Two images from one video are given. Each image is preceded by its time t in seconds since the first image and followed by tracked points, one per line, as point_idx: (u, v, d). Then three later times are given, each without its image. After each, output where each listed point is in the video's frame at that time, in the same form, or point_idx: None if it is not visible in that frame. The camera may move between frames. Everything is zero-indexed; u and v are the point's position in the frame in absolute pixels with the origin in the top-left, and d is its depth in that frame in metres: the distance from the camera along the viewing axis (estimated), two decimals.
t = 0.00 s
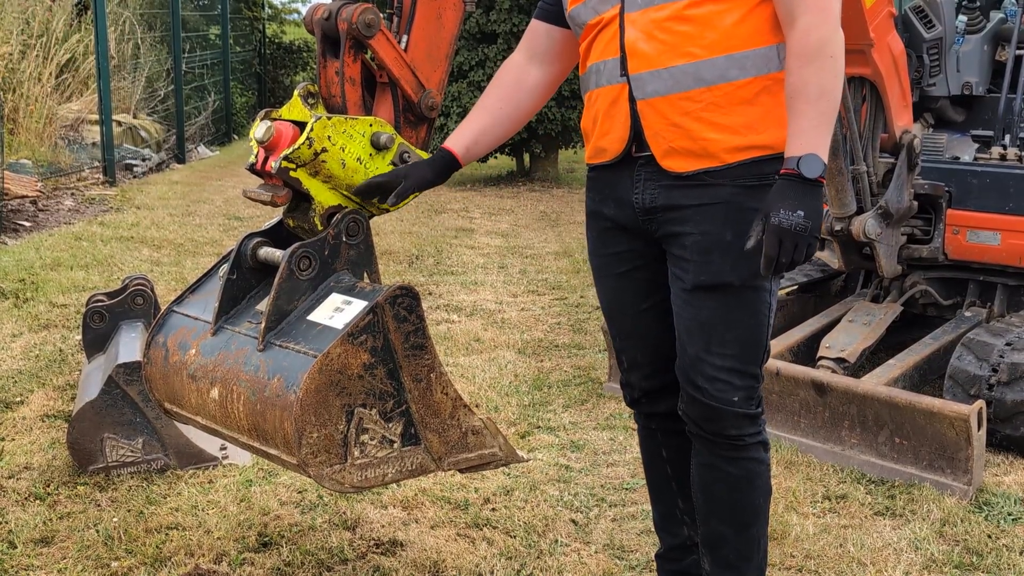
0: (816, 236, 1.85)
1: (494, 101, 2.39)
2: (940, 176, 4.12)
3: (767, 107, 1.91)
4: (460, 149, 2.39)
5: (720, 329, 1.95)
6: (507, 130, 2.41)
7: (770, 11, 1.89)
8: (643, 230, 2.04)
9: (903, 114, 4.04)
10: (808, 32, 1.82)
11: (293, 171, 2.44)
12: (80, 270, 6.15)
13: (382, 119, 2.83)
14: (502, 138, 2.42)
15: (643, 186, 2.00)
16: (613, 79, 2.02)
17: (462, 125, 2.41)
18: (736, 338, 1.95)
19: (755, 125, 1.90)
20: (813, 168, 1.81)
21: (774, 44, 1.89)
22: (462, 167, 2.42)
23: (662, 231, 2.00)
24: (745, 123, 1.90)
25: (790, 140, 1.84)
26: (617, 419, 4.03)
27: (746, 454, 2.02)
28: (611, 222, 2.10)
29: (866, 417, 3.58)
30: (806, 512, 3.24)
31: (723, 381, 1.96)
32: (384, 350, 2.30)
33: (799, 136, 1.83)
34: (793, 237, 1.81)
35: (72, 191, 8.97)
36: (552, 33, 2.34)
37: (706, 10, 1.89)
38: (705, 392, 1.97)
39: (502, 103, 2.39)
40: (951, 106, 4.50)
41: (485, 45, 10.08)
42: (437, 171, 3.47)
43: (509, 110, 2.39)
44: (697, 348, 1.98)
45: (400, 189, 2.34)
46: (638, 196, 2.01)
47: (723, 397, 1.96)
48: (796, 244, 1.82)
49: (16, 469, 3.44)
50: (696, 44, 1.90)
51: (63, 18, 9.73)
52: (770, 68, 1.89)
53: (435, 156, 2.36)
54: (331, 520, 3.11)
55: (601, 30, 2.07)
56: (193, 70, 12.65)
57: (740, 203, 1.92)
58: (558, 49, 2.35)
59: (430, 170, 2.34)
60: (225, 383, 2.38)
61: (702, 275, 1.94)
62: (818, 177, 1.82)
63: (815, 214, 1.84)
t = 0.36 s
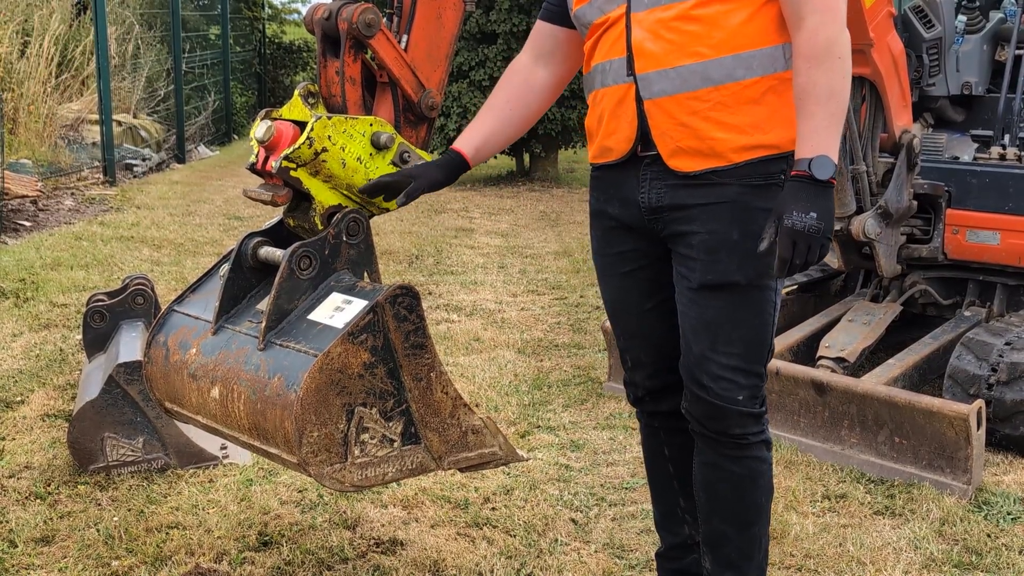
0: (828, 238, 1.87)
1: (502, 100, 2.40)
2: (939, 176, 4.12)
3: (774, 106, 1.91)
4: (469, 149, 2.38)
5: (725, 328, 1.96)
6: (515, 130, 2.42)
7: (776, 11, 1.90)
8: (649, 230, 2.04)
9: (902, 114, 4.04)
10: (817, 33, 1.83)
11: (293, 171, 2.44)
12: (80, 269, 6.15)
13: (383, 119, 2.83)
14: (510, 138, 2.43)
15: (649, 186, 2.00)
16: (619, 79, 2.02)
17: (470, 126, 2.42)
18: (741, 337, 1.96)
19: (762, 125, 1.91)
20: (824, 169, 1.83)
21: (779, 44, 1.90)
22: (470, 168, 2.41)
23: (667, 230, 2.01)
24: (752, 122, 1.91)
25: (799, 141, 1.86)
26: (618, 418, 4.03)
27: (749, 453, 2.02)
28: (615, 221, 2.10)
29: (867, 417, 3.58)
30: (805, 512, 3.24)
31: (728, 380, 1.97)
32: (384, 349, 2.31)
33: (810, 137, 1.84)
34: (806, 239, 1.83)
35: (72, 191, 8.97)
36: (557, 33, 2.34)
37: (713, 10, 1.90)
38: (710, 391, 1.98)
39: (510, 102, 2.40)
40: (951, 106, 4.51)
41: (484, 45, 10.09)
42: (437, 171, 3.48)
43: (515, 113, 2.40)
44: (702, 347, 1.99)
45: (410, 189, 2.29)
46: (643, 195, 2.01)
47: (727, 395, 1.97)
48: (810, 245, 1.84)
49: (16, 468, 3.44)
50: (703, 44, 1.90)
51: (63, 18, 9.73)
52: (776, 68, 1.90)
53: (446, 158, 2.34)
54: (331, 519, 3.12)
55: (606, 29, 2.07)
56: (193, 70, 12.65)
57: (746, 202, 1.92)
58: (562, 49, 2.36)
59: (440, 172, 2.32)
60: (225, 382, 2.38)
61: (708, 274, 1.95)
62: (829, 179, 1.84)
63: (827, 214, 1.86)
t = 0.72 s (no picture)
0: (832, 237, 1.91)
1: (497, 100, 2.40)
2: (939, 176, 4.12)
3: (778, 107, 1.92)
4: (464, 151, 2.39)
5: (728, 328, 1.97)
6: (511, 130, 2.42)
7: (779, 11, 1.91)
8: (652, 230, 2.05)
9: (902, 114, 4.05)
10: (820, 33, 1.84)
11: (293, 171, 2.45)
12: (80, 269, 6.15)
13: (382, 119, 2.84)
14: (504, 138, 2.43)
15: (652, 186, 2.00)
16: (622, 80, 2.03)
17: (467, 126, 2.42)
18: (743, 336, 1.97)
19: (766, 125, 1.92)
20: (827, 169, 1.86)
21: (783, 44, 1.91)
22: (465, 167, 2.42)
23: (671, 230, 2.01)
24: (756, 123, 1.91)
25: (803, 141, 1.88)
26: (617, 418, 4.04)
27: (749, 451, 2.03)
28: (618, 221, 2.11)
29: (866, 416, 3.59)
30: (804, 511, 3.25)
31: (730, 379, 1.97)
32: (384, 349, 2.31)
33: (813, 137, 1.87)
34: (811, 239, 1.87)
35: (72, 191, 8.98)
36: (556, 32, 2.35)
37: (716, 11, 1.90)
38: (712, 390, 1.98)
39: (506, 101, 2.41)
40: (950, 106, 4.51)
41: (484, 45, 10.09)
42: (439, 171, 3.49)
43: (511, 112, 2.41)
44: (704, 347, 1.99)
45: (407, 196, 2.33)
46: (647, 195, 2.01)
47: (729, 394, 1.97)
48: (814, 245, 1.89)
49: (17, 468, 3.45)
50: (707, 45, 1.91)
51: (63, 18, 9.73)
52: (780, 68, 1.91)
53: (440, 159, 2.36)
54: (331, 519, 3.12)
55: (609, 31, 2.08)
56: (192, 70, 12.65)
57: (750, 202, 1.93)
58: (561, 48, 2.36)
59: (435, 174, 2.34)
60: (225, 382, 2.39)
61: (710, 273, 1.95)
62: (832, 179, 1.87)
63: (830, 214, 1.89)
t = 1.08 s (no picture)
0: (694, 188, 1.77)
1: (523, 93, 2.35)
2: (937, 177, 4.12)
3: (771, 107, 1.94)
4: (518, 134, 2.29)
5: (723, 328, 1.97)
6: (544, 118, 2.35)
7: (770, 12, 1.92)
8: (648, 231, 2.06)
9: (900, 115, 4.06)
10: (794, 26, 1.82)
11: (293, 172, 2.45)
12: (80, 270, 6.16)
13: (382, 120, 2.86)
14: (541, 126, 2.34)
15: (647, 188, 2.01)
16: (617, 81, 2.03)
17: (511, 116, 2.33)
18: (739, 337, 1.97)
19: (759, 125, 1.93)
20: (721, 139, 1.80)
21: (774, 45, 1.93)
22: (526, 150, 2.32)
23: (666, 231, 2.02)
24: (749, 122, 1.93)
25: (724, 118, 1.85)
26: (616, 418, 4.04)
27: (746, 452, 2.03)
28: (616, 223, 2.12)
29: (864, 417, 3.60)
30: (803, 511, 3.26)
31: (726, 379, 1.98)
32: (383, 350, 2.32)
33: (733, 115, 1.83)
34: (672, 177, 1.78)
35: (72, 191, 8.98)
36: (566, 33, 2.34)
37: (709, 11, 1.90)
38: (707, 391, 1.99)
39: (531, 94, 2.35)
40: (949, 106, 4.52)
41: (484, 46, 10.10)
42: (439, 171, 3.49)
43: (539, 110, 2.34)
44: (700, 347, 1.99)
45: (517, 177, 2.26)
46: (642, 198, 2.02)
47: (725, 395, 1.98)
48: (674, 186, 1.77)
49: (16, 468, 3.45)
50: (700, 45, 1.91)
51: (63, 19, 9.75)
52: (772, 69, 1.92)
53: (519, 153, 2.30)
54: (330, 519, 3.13)
55: (605, 31, 2.07)
56: (192, 71, 12.66)
57: (744, 204, 1.94)
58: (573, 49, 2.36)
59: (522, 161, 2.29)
60: (225, 383, 2.39)
61: (706, 274, 1.96)
62: (726, 150, 1.80)
63: (706, 180, 1.78)
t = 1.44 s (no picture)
0: (661, 144, 1.75)
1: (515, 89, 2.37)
2: (938, 176, 4.12)
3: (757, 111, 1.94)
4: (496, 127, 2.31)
5: (715, 329, 1.97)
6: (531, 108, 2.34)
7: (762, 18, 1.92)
8: (640, 231, 2.05)
9: (901, 115, 4.07)
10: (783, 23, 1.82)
11: (293, 171, 2.45)
12: (80, 269, 6.16)
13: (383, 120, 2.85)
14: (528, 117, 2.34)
15: (639, 187, 1.99)
16: (609, 79, 2.03)
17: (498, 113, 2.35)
18: (731, 338, 1.97)
19: (745, 129, 1.93)
20: (691, 106, 1.79)
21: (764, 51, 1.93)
22: (508, 147, 2.32)
23: (658, 232, 2.01)
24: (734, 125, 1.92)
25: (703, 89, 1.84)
26: (616, 418, 4.04)
27: (742, 452, 2.03)
28: (609, 223, 2.11)
29: (864, 417, 3.60)
30: (803, 511, 3.26)
31: (719, 380, 1.97)
32: (383, 349, 2.32)
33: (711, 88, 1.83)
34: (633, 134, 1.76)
35: (72, 191, 8.98)
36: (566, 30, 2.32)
37: (701, 13, 1.90)
38: (701, 391, 1.99)
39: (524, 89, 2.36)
40: (949, 106, 4.51)
41: (484, 45, 10.09)
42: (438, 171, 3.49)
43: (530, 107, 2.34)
44: (692, 348, 1.99)
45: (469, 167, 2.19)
46: (633, 196, 2.00)
47: (718, 396, 1.98)
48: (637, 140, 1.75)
49: (16, 468, 3.45)
50: (690, 47, 1.91)
51: (63, 19, 9.75)
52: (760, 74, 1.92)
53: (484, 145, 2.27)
54: (330, 519, 3.12)
55: (598, 29, 2.07)
56: (192, 70, 12.65)
57: (734, 204, 1.95)
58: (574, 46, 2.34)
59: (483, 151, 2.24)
60: (225, 383, 2.39)
61: (697, 275, 1.96)
62: (693, 117, 1.79)
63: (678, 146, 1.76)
